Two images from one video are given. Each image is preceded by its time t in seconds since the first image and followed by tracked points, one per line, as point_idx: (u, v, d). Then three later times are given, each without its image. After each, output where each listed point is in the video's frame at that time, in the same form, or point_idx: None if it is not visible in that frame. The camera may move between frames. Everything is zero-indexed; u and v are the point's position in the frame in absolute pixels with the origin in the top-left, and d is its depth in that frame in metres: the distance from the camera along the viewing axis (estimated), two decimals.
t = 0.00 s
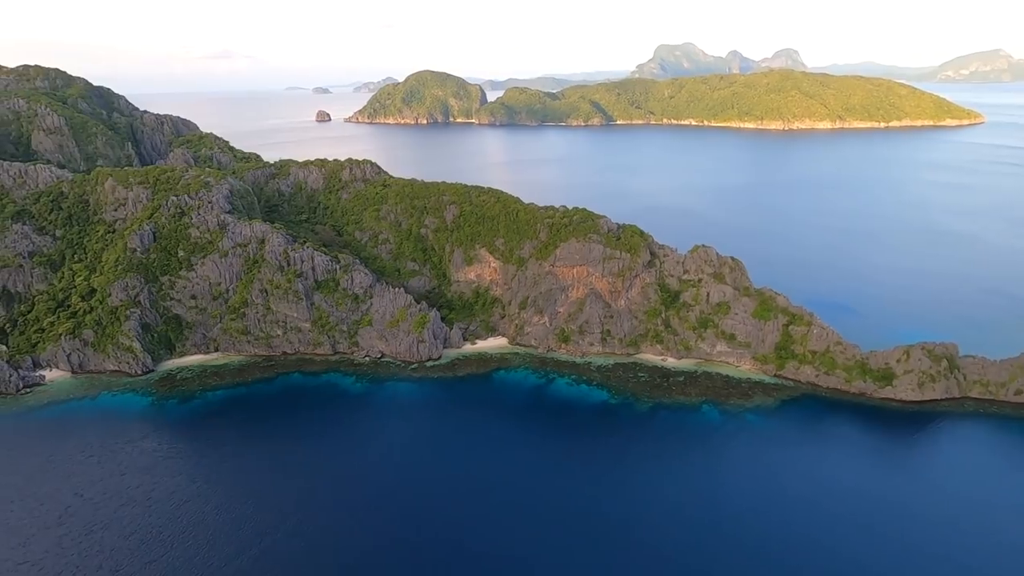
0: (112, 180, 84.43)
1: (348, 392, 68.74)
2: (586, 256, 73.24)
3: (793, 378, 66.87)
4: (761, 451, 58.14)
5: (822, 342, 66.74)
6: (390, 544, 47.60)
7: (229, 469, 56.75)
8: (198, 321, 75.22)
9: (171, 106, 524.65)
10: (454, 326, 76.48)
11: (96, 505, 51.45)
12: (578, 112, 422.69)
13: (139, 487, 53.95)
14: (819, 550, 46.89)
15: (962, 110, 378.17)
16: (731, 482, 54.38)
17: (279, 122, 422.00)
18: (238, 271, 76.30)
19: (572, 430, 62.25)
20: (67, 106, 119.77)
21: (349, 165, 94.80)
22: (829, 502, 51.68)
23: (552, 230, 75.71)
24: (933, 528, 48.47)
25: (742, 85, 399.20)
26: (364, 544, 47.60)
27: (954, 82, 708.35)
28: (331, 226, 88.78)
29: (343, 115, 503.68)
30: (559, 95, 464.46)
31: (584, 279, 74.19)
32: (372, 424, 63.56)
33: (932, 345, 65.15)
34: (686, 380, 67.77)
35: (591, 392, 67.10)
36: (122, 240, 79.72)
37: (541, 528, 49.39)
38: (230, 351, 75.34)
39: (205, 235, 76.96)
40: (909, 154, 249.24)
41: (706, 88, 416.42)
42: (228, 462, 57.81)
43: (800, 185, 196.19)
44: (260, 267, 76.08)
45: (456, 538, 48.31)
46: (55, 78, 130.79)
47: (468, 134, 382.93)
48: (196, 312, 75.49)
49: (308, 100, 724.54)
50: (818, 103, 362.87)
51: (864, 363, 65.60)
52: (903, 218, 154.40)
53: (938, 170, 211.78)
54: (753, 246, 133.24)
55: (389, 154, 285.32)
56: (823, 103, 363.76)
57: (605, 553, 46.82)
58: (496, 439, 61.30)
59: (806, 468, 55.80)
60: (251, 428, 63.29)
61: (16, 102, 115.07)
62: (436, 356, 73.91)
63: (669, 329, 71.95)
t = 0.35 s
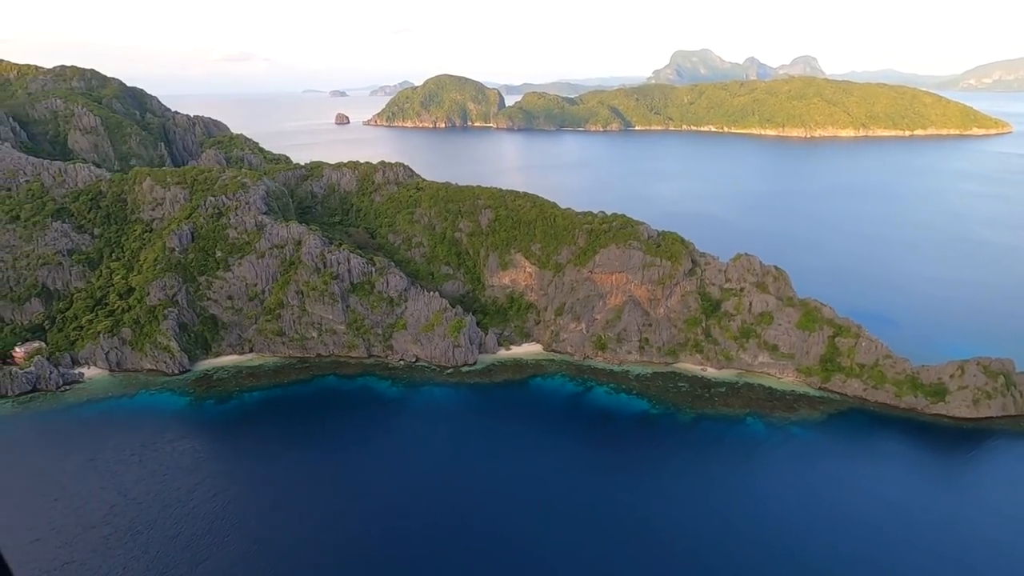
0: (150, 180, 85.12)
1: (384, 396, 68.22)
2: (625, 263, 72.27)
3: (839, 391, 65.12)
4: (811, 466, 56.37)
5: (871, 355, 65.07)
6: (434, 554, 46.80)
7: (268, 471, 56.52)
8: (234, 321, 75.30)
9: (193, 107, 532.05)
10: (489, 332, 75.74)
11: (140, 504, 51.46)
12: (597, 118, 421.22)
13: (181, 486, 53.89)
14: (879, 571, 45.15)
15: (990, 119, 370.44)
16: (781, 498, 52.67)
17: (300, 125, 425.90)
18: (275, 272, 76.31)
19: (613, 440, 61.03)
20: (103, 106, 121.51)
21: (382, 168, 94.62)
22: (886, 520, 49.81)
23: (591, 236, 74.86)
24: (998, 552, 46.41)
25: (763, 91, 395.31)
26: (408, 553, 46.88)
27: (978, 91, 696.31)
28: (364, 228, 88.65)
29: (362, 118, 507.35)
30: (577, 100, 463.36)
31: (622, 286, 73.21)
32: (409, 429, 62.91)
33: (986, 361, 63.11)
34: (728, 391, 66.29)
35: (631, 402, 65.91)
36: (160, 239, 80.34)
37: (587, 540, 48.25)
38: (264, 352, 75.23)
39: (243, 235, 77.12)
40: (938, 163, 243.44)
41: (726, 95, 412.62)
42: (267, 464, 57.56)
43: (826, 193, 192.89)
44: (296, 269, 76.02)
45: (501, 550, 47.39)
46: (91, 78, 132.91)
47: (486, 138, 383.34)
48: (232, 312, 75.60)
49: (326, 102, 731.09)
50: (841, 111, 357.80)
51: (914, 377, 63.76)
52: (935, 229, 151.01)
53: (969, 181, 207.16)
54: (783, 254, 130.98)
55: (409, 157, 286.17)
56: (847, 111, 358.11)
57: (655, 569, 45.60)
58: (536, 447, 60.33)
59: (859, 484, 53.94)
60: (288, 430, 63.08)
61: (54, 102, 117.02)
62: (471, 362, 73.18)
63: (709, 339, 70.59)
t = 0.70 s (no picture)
0: (177, 181, 84.91)
1: (415, 400, 67.48)
2: (660, 267, 71.42)
3: (880, 399, 63.75)
4: (856, 475, 55.05)
5: (913, 362, 63.85)
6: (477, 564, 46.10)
7: (304, 477, 55.90)
8: (262, 322, 74.80)
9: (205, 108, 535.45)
10: (519, 335, 74.85)
11: (176, 509, 50.92)
12: (607, 120, 419.49)
13: (217, 492, 53.32)
14: None
15: (1006, 122, 365.45)
16: (829, 507, 51.41)
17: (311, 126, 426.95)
18: (304, 273, 75.84)
19: (651, 448, 59.96)
20: (126, 106, 121.65)
21: (407, 169, 93.93)
22: (940, 533, 48.40)
23: (624, 240, 74.09)
24: None
25: (776, 94, 392.52)
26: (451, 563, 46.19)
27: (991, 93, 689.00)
28: (390, 230, 88.02)
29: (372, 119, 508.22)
30: (588, 102, 461.71)
31: (655, 290, 72.29)
32: (443, 435, 62.15)
33: None
34: (766, 399, 65.07)
35: (666, 408, 64.85)
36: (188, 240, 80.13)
37: (632, 552, 47.29)
38: (292, 354, 74.64)
39: (272, 236, 76.69)
40: (957, 167, 239.83)
41: (738, 97, 410.05)
42: (302, 470, 56.96)
43: (844, 197, 190.35)
44: (326, 271, 75.54)
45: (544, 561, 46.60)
46: (113, 78, 133.15)
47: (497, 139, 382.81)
48: (260, 314, 75.14)
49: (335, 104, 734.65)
50: (855, 113, 354.04)
51: (959, 386, 62.26)
52: (959, 234, 148.70)
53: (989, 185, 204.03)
54: (806, 258, 129.18)
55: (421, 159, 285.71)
56: (860, 113, 354.30)
57: None
58: (572, 454, 59.39)
59: (908, 494, 52.49)
60: (321, 434, 62.46)
61: (78, 102, 117.28)
62: (502, 366, 72.32)
63: (744, 344, 69.47)
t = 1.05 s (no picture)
0: (204, 181, 84.62)
1: (447, 403, 66.70)
2: (695, 269, 70.59)
3: (923, 406, 62.32)
4: (905, 484, 53.58)
5: (957, 368, 62.56)
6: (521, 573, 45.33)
7: (340, 481, 55.36)
8: (290, 323, 74.22)
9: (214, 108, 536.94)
10: (549, 338, 73.99)
11: (215, 514, 50.56)
12: (618, 121, 417.38)
13: (254, 497, 52.93)
14: None
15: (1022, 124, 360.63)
16: (878, 517, 50.02)
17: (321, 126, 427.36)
18: (333, 274, 75.33)
19: (690, 454, 58.83)
20: (147, 106, 121.57)
21: (433, 169, 93.26)
22: (997, 544, 46.96)
23: (658, 242, 73.33)
24: None
25: (789, 95, 389.52)
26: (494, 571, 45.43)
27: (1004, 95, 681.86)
28: (416, 231, 87.28)
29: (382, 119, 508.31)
30: (598, 103, 459.72)
31: (690, 293, 71.40)
32: (477, 439, 61.37)
33: None
34: (805, 404, 63.80)
35: (704, 413, 63.76)
36: (216, 240, 79.87)
37: (679, 561, 46.29)
38: (321, 356, 74.02)
39: (301, 236, 76.23)
40: (975, 170, 236.51)
41: (750, 98, 407.11)
42: (338, 474, 56.43)
43: (863, 199, 187.83)
44: (355, 272, 74.97)
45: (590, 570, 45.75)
46: (134, 78, 133.09)
47: (507, 140, 381.75)
48: (289, 314, 74.60)
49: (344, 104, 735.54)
50: (869, 115, 350.34)
51: (1007, 394, 60.67)
52: (983, 237, 146.32)
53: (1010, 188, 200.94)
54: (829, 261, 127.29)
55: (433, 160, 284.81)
56: (875, 115, 350.28)
57: None
58: (610, 459, 58.42)
59: (961, 504, 51.01)
60: (355, 437, 61.90)
61: (100, 102, 117.35)
62: (533, 369, 71.44)
63: (781, 349, 68.26)
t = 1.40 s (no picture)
0: (230, 181, 84.18)
1: (479, 406, 65.90)
2: (731, 271, 69.46)
3: (968, 412, 60.89)
4: (955, 491, 52.19)
5: (1003, 373, 61.14)
6: None
7: (377, 487, 54.70)
8: (319, 324, 73.61)
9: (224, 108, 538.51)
10: (580, 340, 73.05)
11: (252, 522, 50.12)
12: (628, 121, 415.21)
13: (290, 503, 52.39)
14: None
15: None
16: (930, 526, 48.73)
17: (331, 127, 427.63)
18: (361, 275, 74.66)
19: (730, 459, 57.70)
20: (168, 106, 121.41)
21: (458, 169, 92.48)
22: None
23: (692, 243, 72.23)
24: None
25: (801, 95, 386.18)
26: None
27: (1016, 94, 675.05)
28: (442, 231, 86.48)
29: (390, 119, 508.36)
30: (607, 103, 457.61)
31: (725, 295, 70.28)
32: (512, 443, 60.53)
33: None
34: (845, 409, 62.58)
35: (741, 418, 62.65)
36: (244, 241, 79.49)
37: (727, 570, 45.27)
38: (349, 358, 73.40)
39: (329, 237, 75.60)
40: (994, 171, 233.13)
41: (761, 98, 403.60)
42: (374, 479, 55.76)
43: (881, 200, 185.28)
44: (384, 272, 74.25)
45: None
46: (154, 78, 132.87)
47: (516, 140, 380.85)
48: (317, 315, 73.99)
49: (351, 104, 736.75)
50: (882, 114, 346.22)
51: None
52: (1008, 239, 143.92)
53: None
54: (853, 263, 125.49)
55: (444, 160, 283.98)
56: (888, 114, 346.17)
57: None
58: (648, 465, 57.47)
59: (1015, 513, 49.57)
60: (387, 441, 61.20)
61: (121, 101, 117.30)
62: (565, 372, 70.52)
63: (818, 352, 66.93)
